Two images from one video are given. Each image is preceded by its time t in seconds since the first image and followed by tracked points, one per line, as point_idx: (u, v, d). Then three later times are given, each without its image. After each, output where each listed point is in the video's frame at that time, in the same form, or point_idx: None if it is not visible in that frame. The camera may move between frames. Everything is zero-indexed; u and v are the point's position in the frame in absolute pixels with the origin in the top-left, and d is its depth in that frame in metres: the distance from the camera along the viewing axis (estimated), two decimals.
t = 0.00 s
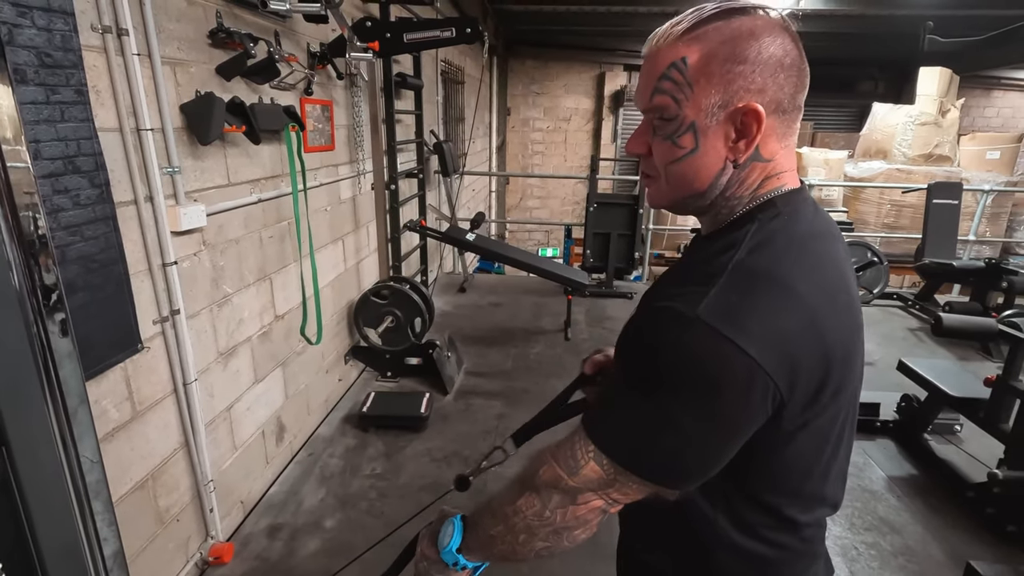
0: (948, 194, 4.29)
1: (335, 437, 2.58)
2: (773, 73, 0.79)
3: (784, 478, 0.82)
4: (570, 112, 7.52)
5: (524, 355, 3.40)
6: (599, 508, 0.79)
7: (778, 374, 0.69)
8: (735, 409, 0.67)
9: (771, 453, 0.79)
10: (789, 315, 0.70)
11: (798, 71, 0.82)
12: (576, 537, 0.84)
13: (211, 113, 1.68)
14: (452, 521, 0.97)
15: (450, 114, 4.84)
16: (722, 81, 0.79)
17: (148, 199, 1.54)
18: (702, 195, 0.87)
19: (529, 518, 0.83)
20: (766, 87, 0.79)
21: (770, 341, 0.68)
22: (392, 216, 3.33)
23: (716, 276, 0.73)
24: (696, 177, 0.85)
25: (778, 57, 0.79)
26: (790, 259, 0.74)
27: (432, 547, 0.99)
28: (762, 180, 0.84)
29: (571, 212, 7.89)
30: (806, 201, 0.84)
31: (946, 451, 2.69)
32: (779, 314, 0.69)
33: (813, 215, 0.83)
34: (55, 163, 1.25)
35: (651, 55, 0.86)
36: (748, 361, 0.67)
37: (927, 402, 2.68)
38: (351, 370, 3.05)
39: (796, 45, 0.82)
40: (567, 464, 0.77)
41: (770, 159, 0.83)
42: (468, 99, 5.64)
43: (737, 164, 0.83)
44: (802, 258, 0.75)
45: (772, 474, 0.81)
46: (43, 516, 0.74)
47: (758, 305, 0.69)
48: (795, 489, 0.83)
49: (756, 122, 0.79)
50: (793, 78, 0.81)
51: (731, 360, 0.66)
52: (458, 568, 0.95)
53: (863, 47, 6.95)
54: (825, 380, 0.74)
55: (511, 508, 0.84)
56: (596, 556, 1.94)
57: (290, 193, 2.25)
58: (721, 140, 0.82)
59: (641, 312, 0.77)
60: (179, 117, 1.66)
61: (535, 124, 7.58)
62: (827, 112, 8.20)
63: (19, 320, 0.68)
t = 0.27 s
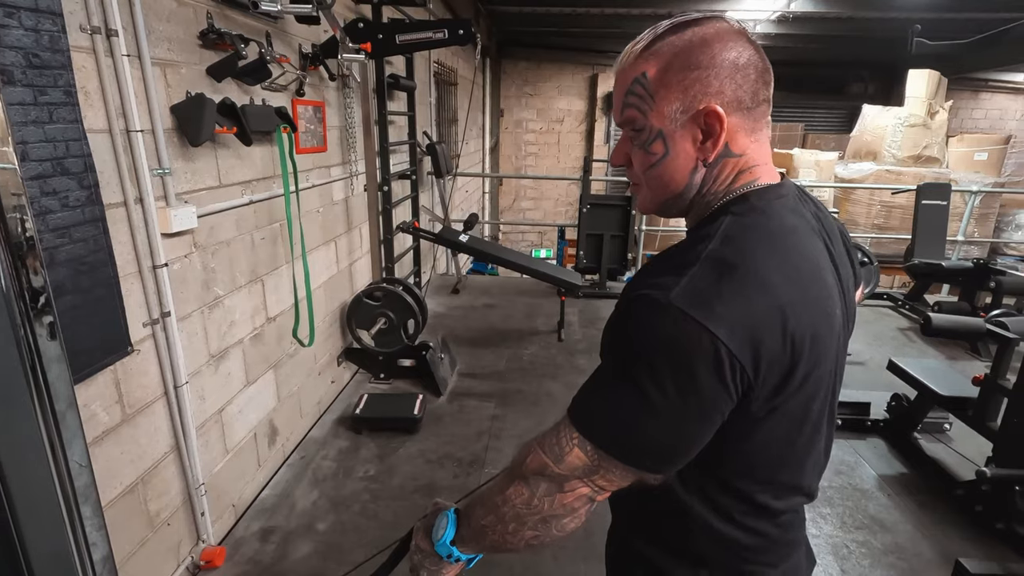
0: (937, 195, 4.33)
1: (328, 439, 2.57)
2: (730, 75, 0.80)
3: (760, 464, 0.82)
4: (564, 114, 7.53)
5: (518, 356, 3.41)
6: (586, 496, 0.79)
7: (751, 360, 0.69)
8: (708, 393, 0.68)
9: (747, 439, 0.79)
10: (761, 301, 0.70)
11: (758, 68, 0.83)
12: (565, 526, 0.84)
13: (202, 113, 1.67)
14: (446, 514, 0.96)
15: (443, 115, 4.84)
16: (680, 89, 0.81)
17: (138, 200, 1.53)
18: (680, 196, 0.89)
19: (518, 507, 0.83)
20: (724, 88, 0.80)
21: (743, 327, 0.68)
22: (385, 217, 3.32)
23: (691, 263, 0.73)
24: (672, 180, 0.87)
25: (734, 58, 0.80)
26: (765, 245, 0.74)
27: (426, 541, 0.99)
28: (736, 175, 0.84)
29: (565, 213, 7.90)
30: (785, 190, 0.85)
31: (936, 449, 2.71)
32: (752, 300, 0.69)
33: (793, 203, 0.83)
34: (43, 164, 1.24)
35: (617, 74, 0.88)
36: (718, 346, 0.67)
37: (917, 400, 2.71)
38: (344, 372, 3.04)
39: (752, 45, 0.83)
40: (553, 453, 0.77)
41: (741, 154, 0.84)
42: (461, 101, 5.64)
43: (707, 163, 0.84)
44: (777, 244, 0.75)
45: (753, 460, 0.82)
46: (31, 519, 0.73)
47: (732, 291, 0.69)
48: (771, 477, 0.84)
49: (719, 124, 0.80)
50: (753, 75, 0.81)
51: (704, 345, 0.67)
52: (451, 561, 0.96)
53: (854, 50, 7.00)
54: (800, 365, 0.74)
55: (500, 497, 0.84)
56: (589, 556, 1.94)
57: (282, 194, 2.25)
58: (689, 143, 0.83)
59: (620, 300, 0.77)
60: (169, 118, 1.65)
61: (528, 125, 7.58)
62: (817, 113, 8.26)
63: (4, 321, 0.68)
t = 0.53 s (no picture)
0: (928, 196, 4.37)
1: (321, 441, 2.56)
2: (719, 79, 0.80)
3: (751, 464, 0.82)
4: (557, 115, 7.55)
5: (512, 357, 3.41)
6: (579, 500, 0.80)
7: (747, 362, 0.70)
8: (705, 396, 0.68)
9: (739, 440, 0.80)
10: (754, 302, 0.70)
11: (745, 72, 0.83)
12: (559, 530, 0.84)
13: (193, 114, 1.66)
14: (438, 518, 0.97)
15: (437, 116, 4.84)
16: (669, 93, 0.81)
17: (129, 201, 1.52)
18: (667, 200, 0.89)
19: (511, 511, 0.83)
20: (713, 93, 0.80)
21: (739, 330, 0.69)
22: (378, 218, 3.31)
23: (684, 266, 0.74)
24: (659, 184, 0.87)
25: (723, 63, 0.80)
26: (756, 248, 0.75)
27: (418, 544, 0.99)
28: (723, 180, 0.85)
29: (559, 214, 7.91)
30: (772, 192, 0.86)
31: (926, 447, 2.73)
32: (745, 302, 0.70)
33: (780, 205, 0.85)
34: (32, 165, 1.23)
35: (604, 76, 0.87)
36: (713, 349, 0.67)
37: (908, 399, 2.73)
38: (338, 373, 3.03)
39: (738, 46, 0.84)
40: (546, 458, 0.77)
41: (728, 159, 0.84)
42: (454, 102, 5.64)
43: (695, 168, 0.85)
44: (767, 247, 0.76)
45: (746, 462, 0.82)
46: (18, 522, 0.72)
47: (728, 294, 0.70)
48: (763, 477, 0.84)
49: (708, 130, 0.80)
50: (741, 80, 0.82)
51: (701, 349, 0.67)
52: (443, 564, 0.96)
53: (845, 52, 7.06)
54: (793, 367, 0.75)
55: (493, 500, 0.84)
56: (584, 557, 1.94)
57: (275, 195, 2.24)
58: (677, 147, 0.83)
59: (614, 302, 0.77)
60: (160, 118, 1.64)
61: (522, 126, 7.59)
62: (809, 115, 8.31)
63: None
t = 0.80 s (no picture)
0: (920, 197, 4.40)
1: (316, 443, 2.55)
2: (722, 80, 0.81)
3: (758, 470, 0.83)
4: (552, 116, 7.56)
5: (507, 357, 3.41)
6: (585, 510, 0.79)
7: (763, 365, 0.70)
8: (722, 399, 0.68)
9: (748, 446, 0.81)
10: (768, 305, 0.72)
11: (746, 73, 0.84)
12: (562, 539, 0.83)
13: (186, 114, 1.65)
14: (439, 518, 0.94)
15: (431, 117, 4.83)
16: (673, 94, 0.80)
17: (120, 202, 1.51)
18: (669, 203, 0.89)
19: (514, 519, 0.82)
20: (716, 94, 0.80)
21: (755, 332, 0.69)
22: (373, 219, 3.30)
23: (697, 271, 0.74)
24: (661, 187, 0.87)
25: (725, 63, 0.81)
26: (765, 252, 0.77)
27: (418, 544, 0.98)
28: (725, 182, 0.86)
29: (553, 215, 7.92)
30: (768, 196, 0.88)
31: (919, 446, 2.75)
32: (759, 304, 0.71)
33: (777, 209, 0.87)
34: (23, 166, 1.21)
35: (600, 76, 0.86)
36: (731, 351, 0.68)
37: (900, 398, 2.75)
38: (332, 375, 3.02)
39: (739, 49, 0.85)
40: (553, 467, 0.76)
41: (730, 162, 0.85)
42: (449, 103, 5.64)
43: (698, 170, 0.84)
44: (776, 251, 0.78)
45: (752, 468, 0.82)
46: (8, 526, 0.72)
47: (742, 297, 0.71)
48: (769, 479, 0.85)
49: (712, 130, 0.80)
50: (743, 81, 0.83)
51: (718, 351, 0.67)
52: (444, 565, 0.94)
53: (837, 53, 7.10)
54: (802, 371, 0.76)
55: (496, 508, 0.83)
56: (579, 558, 1.94)
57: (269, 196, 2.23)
58: (680, 149, 0.83)
59: (623, 309, 0.78)
60: (153, 119, 1.63)
61: (516, 127, 7.60)
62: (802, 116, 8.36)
63: None
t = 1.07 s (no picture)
0: (914, 197, 4.43)
1: (312, 444, 2.54)
2: (732, 69, 0.82)
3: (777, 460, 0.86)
4: (547, 116, 7.57)
5: (503, 358, 3.40)
6: (628, 546, 0.78)
7: (804, 359, 0.72)
8: (775, 400, 0.70)
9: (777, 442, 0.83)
10: (797, 299, 0.74)
11: (756, 66, 0.85)
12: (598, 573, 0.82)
13: (180, 114, 1.64)
14: (468, 531, 0.92)
15: (427, 117, 4.83)
16: (681, 80, 0.82)
17: (115, 202, 1.50)
18: (670, 194, 0.88)
19: (548, 551, 0.80)
20: (725, 83, 0.81)
21: (793, 328, 0.72)
22: (369, 219, 3.30)
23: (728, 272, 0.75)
24: (663, 176, 0.87)
25: (735, 52, 0.83)
26: (784, 245, 0.80)
27: (445, 555, 0.94)
28: (728, 177, 0.86)
29: (549, 216, 7.93)
30: (771, 197, 0.88)
31: (913, 445, 2.76)
32: (789, 299, 0.74)
33: (779, 211, 0.87)
34: (16, 165, 1.20)
35: (608, 56, 0.89)
36: (776, 348, 0.69)
37: (894, 397, 2.76)
38: (328, 376, 3.01)
39: (752, 42, 0.85)
40: (595, 499, 0.75)
41: (734, 157, 0.85)
42: (444, 103, 5.64)
43: (703, 162, 0.84)
44: (790, 244, 0.81)
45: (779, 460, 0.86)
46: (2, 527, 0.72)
47: (775, 293, 0.73)
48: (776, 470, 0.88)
49: (718, 119, 0.80)
50: (752, 71, 0.84)
51: (763, 348, 0.69)
52: None
53: (831, 55, 7.14)
54: (828, 365, 0.79)
55: (528, 537, 0.82)
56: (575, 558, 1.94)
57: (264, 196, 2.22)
58: (685, 138, 0.83)
59: (649, 316, 0.78)
60: (147, 118, 1.62)
61: (512, 128, 7.60)
62: (796, 117, 8.40)
63: None
